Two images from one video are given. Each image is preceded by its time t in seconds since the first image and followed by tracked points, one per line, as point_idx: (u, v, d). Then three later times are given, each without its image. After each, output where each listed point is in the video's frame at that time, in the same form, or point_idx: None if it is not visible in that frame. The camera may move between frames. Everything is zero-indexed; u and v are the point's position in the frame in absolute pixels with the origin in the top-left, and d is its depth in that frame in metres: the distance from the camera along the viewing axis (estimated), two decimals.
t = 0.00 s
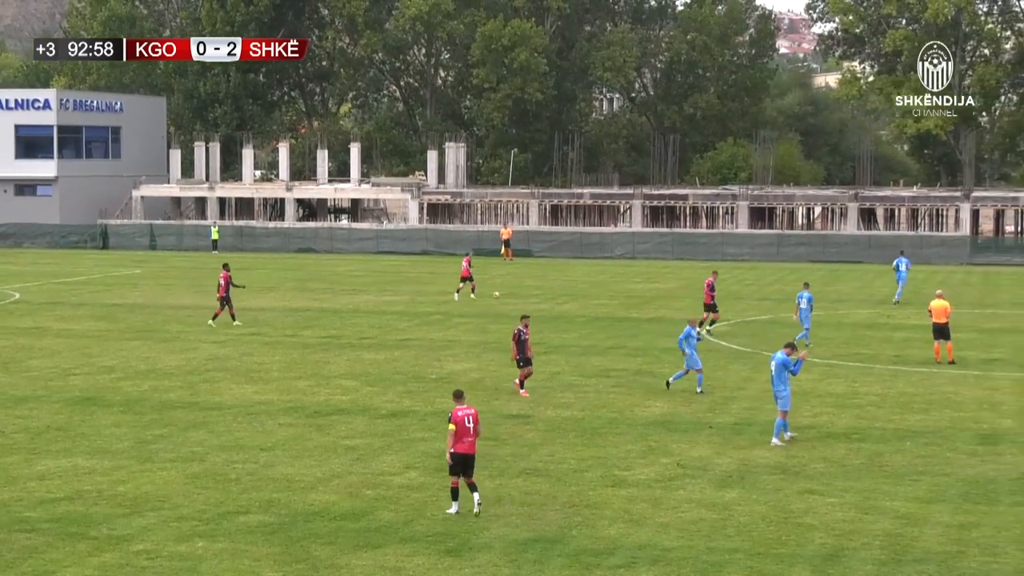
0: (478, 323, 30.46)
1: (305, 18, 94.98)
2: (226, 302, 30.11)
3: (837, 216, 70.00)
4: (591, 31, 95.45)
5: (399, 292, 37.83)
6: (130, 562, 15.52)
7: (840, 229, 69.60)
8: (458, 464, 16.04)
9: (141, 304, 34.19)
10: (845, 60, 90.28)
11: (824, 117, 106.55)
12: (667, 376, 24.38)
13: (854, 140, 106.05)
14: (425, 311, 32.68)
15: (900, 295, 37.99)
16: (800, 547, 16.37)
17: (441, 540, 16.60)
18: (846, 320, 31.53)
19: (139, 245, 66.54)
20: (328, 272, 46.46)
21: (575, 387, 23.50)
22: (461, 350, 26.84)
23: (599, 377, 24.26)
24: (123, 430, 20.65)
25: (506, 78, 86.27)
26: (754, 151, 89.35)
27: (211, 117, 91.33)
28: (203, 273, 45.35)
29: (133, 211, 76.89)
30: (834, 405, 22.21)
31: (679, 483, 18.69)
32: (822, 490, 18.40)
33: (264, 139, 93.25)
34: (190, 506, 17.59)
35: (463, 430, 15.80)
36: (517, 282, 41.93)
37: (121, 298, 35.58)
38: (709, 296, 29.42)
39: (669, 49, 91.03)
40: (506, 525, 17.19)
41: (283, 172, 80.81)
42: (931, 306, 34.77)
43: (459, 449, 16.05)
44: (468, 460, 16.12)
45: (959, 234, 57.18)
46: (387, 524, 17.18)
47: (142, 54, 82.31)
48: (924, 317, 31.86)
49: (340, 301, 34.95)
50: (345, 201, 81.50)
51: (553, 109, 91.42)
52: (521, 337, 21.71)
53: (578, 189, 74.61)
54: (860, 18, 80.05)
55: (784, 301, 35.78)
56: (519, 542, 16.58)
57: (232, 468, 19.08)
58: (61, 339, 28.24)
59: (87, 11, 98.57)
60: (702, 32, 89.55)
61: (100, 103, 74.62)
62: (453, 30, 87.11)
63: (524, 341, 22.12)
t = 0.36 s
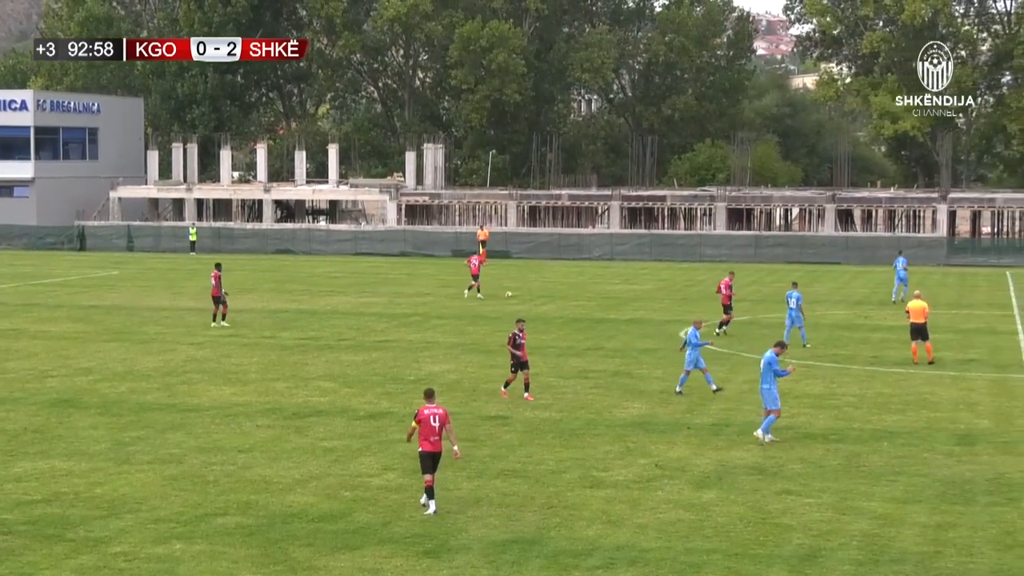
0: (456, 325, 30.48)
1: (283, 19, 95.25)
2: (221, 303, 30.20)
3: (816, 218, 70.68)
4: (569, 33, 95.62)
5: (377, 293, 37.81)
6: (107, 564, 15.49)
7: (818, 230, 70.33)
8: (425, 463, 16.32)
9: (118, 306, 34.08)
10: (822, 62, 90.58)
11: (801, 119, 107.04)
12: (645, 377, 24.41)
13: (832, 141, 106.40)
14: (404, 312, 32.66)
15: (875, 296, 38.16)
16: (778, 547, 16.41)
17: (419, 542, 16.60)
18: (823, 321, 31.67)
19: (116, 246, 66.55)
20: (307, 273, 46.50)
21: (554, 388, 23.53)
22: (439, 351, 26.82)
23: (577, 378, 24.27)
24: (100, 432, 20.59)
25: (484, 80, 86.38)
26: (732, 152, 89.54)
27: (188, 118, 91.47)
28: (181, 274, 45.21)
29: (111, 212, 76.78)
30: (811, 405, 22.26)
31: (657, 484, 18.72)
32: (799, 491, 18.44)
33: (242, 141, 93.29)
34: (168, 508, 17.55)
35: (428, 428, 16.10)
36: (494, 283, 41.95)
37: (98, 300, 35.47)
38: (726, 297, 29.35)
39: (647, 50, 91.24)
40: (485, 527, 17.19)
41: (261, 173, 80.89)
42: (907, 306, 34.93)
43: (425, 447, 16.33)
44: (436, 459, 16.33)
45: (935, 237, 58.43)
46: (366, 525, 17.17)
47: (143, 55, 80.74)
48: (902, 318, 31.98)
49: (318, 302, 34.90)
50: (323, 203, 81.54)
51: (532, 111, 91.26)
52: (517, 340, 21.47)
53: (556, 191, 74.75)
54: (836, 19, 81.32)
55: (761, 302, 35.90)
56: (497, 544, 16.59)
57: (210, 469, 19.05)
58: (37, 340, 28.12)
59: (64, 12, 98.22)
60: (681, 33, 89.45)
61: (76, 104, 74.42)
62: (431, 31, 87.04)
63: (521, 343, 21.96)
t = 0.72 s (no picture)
0: (420, 328, 30.46)
1: (245, 22, 93.87)
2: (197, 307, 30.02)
3: (777, 221, 70.41)
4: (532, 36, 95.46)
5: (341, 296, 37.74)
6: (68, 569, 15.38)
7: (780, 232, 69.80)
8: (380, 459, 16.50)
9: (80, 310, 33.87)
10: (784, 65, 91.07)
11: (764, 122, 107.52)
12: (608, 380, 24.43)
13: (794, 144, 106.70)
14: (367, 316, 32.60)
15: (837, 298, 38.37)
16: (740, 549, 16.45)
17: (383, 545, 16.57)
18: (786, 324, 31.81)
19: (78, 250, 66.07)
20: (270, 276, 46.31)
21: (517, 390, 23.54)
22: (403, 354, 26.79)
23: (540, 381, 24.28)
24: (61, 437, 20.47)
25: (447, 82, 86.51)
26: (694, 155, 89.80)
27: (150, 121, 90.79)
28: (143, 278, 44.95)
29: (72, 215, 76.70)
30: (774, 407, 22.33)
31: (620, 486, 18.74)
32: (762, 493, 18.49)
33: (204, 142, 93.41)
34: (130, 512, 17.47)
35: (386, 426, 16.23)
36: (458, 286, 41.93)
37: (58, 304, 35.24)
38: (722, 301, 29.37)
39: (609, 53, 91.49)
40: (448, 530, 17.18)
41: (223, 176, 80.48)
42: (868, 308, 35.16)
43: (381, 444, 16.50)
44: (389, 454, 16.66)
45: (895, 239, 59.34)
46: (328, 529, 17.14)
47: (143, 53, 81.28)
48: (863, 320, 32.17)
49: (281, 306, 34.81)
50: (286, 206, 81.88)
51: (494, 114, 91.80)
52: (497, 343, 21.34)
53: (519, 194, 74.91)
54: (798, 22, 81.58)
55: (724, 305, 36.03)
56: (460, 547, 16.58)
57: (172, 473, 18.98)
58: None
59: (25, 14, 97.38)
60: (643, 36, 90.05)
61: (38, 106, 73.80)
62: (393, 34, 87.32)
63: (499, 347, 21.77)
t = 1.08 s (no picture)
0: (378, 330, 30.42)
1: (202, 23, 93.42)
2: (162, 309, 29.87)
3: (733, 223, 70.93)
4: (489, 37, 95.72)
5: (298, 299, 37.68)
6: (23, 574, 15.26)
7: (737, 235, 70.54)
8: (338, 458, 16.51)
9: (35, 313, 33.64)
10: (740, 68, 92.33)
11: (720, 124, 108.85)
12: (565, 382, 24.48)
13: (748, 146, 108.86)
14: (325, 318, 32.55)
15: (792, 300, 38.65)
16: (697, 551, 16.47)
17: (339, 548, 16.52)
18: (744, 325, 31.95)
19: (31, 252, 65.64)
20: (228, 279, 46.13)
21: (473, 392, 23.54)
22: (361, 357, 26.75)
23: (497, 383, 24.30)
24: (15, 440, 20.34)
25: (404, 85, 86.71)
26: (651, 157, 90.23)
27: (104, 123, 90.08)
28: (99, 281, 44.69)
29: (26, 218, 76.26)
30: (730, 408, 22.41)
31: (577, 488, 18.74)
32: (719, 494, 18.53)
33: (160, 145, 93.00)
34: (85, 516, 17.37)
35: (339, 426, 16.22)
36: (415, 288, 41.95)
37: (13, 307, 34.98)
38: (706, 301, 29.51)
39: (565, 56, 92.35)
40: (404, 532, 17.16)
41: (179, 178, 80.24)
42: (824, 310, 35.41)
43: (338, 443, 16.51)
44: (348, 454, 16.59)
45: (852, 241, 59.91)
46: (285, 532, 17.09)
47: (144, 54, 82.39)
48: (820, 321, 32.40)
49: (238, 308, 34.72)
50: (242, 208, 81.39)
51: (451, 116, 91.83)
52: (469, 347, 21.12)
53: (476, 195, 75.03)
54: (753, 25, 82.97)
55: (682, 307, 36.18)
56: (417, 549, 16.55)
57: (128, 477, 18.90)
58: None
59: None
60: (601, 39, 90.64)
61: None
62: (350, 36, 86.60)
63: (473, 350, 21.56)
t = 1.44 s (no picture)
0: (337, 332, 30.42)
1: (157, 24, 93.08)
2: (125, 311, 29.78)
3: (689, 224, 73.00)
4: (445, 40, 95.39)
5: (255, 301, 37.62)
6: None
7: (693, 236, 72.48)
8: (296, 457, 16.46)
9: None
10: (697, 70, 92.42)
11: (676, 126, 109.71)
12: (522, 383, 24.55)
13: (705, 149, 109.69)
14: (283, 320, 32.53)
15: (749, 301, 38.93)
16: (653, 551, 16.54)
17: (296, 550, 16.53)
18: (701, 326, 32.11)
19: None
20: (184, 281, 45.97)
21: (430, 394, 23.58)
22: (319, 359, 26.75)
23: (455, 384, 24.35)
24: None
25: (361, 87, 86.28)
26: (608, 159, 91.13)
27: (61, 125, 89.59)
28: (56, 283, 44.45)
29: None
30: (686, 410, 22.52)
31: (534, 489, 18.80)
32: (676, 495, 18.61)
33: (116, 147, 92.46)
34: (41, 519, 17.32)
35: (296, 426, 16.16)
36: (372, 290, 41.96)
37: None
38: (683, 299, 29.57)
39: (522, 58, 93.11)
40: (362, 534, 17.18)
41: (135, 179, 80.22)
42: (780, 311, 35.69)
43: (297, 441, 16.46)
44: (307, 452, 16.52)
45: (808, 242, 60.36)
46: (243, 534, 17.09)
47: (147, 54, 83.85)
48: (777, 322, 32.63)
49: (196, 310, 34.63)
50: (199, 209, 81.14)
51: (408, 118, 92.01)
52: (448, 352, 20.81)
53: (433, 197, 75.25)
54: (709, 28, 83.34)
55: (640, 308, 36.34)
56: (374, 551, 16.58)
57: (84, 480, 18.85)
58: None
59: None
60: (557, 41, 91.10)
61: None
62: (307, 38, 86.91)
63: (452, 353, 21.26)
